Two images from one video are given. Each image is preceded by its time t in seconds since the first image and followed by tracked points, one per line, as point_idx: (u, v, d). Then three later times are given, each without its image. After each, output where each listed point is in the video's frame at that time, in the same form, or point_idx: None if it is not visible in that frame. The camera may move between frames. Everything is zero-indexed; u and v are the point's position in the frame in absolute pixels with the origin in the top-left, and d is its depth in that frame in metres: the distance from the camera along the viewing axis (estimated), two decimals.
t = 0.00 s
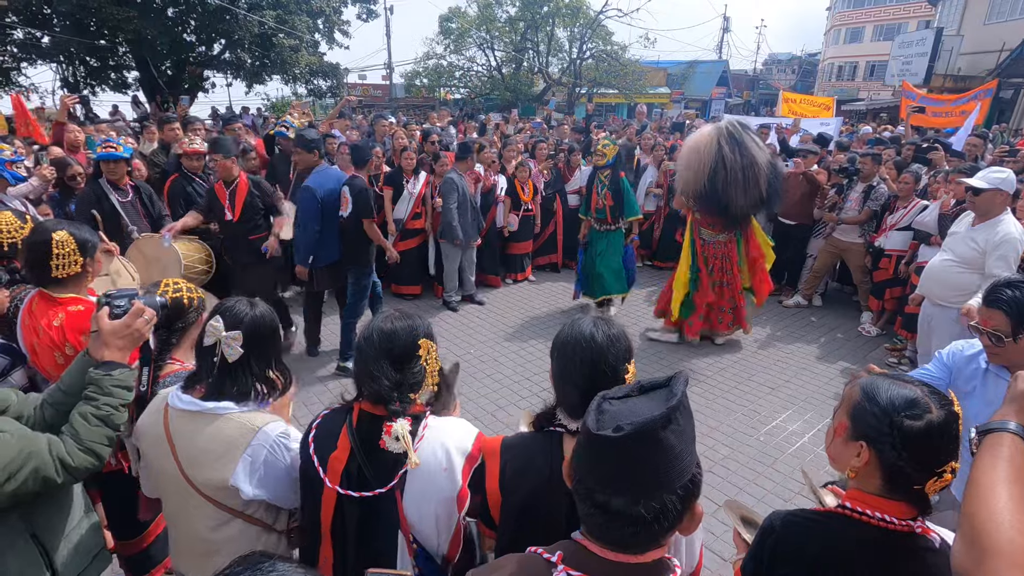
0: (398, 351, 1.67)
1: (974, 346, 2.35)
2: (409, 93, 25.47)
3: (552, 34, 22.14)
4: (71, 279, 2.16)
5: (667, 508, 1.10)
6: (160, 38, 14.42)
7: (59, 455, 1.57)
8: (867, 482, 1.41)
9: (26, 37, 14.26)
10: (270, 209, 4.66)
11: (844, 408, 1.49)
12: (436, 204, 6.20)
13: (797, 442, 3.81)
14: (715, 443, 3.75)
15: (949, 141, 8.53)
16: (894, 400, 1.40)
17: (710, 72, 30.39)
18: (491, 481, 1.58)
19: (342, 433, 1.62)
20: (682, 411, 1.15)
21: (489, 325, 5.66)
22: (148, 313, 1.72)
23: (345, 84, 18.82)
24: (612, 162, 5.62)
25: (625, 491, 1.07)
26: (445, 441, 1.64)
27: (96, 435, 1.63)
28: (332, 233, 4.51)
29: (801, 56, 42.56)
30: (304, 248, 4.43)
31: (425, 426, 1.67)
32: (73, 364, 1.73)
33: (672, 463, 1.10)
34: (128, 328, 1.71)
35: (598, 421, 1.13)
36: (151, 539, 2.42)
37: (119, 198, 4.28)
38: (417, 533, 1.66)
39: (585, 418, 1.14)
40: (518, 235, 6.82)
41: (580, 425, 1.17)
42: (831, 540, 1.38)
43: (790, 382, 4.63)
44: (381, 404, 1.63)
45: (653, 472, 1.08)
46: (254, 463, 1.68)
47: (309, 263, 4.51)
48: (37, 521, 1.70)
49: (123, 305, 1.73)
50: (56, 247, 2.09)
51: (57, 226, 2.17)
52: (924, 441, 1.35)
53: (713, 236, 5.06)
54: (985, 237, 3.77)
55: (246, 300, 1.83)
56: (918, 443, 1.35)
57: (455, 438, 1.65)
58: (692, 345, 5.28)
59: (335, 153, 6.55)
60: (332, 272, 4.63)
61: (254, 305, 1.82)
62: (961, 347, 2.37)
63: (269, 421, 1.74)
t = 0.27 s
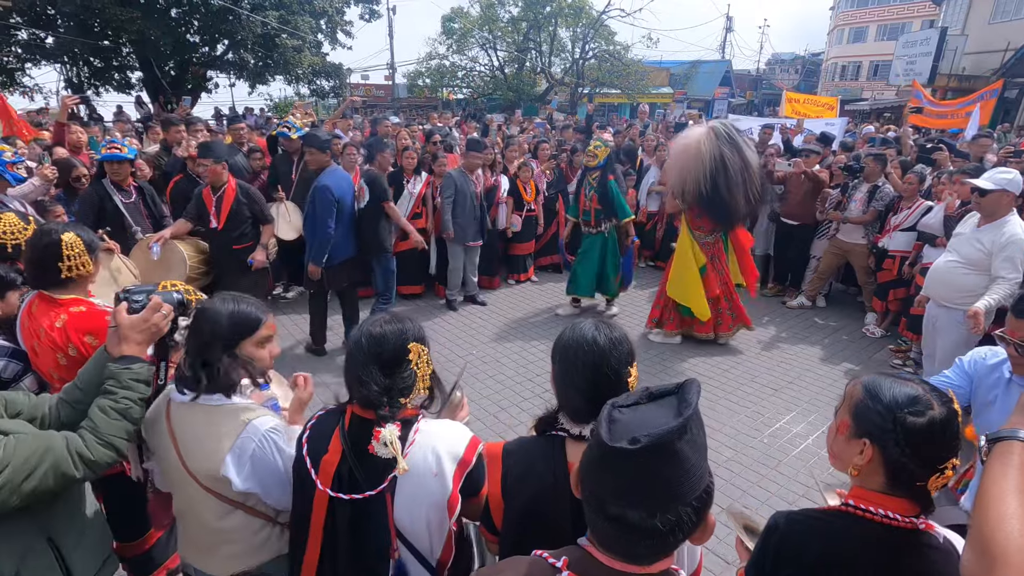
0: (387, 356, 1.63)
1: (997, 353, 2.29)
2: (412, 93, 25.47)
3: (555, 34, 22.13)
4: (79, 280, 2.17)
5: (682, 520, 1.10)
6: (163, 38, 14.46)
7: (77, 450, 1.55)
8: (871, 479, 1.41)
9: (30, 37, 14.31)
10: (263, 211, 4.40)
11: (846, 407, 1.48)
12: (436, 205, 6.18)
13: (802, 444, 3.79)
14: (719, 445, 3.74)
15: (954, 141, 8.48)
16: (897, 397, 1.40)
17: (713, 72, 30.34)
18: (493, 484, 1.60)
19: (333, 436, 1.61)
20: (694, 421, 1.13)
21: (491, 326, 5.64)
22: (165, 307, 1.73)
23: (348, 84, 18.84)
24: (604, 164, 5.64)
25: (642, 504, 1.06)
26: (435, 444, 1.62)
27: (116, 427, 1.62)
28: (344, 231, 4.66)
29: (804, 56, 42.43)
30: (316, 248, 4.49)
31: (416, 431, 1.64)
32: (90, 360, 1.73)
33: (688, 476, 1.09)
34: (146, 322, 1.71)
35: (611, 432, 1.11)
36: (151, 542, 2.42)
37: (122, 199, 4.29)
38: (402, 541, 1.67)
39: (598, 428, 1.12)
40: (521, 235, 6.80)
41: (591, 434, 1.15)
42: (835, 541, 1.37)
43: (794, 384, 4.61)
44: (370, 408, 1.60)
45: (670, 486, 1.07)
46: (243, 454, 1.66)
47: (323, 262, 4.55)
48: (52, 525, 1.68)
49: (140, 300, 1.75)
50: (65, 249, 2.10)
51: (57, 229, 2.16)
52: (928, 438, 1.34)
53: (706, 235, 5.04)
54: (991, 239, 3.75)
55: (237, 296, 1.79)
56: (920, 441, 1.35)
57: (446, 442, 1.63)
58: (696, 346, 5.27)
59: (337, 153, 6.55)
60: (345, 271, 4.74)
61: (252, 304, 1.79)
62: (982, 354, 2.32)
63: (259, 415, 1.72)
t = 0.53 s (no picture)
0: (382, 360, 1.64)
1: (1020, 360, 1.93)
2: (414, 93, 25.47)
3: (557, 33, 22.12)
4: (84, 281, 2.16)
5: (695, 533, 1.09)
6: (166, 39, 14.49)
7: (97, 451, 1.54)
8: (871, 475, 1.42)
9: (33, 38, 14.33)
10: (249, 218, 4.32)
11: (846, 405, 1.50)
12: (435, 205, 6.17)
13: (805, 446, 3.77)
14: (721, 446, 3.73)
15: (958, 140, 8.45)
16: (898, 395, 1.41)
17: (716, 72, 30.26)
18: (496, 488, 1.57)
19: (326, 437, 1.61)
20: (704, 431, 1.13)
21: (493, 326, 5.64)
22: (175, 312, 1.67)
23: (350, 83, 18.84)
24: (597, 161, 5.55)
25: (657, 517, 1.05)
26: (427, 451, 1.60)
27: (132, 429, 1.60)
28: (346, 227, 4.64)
29: (807, 55, 42.32)
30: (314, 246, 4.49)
31: (409, 436, 1.62)
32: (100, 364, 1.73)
33: (703, 488, 1.08)
34: (156, 326, 1.66)
35: (621, 443, 1.10)
36: (155, 542, 2.33)
37: (125, 200, 4.30)
38: (391, 546, 1.62)
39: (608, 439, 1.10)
40: (523, 236, 6.80)
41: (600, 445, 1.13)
42: (837, 539, 1.36)
43: (797, 385, 4.59)
44: (363, 411, 1.60)
45: (685, 498, 1.06)
46: (225, 452, 1.65)
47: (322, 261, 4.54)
48: (70, 526, 1.65)
49: (149, 304, 1.68)
50: (73, 250, 2.10)
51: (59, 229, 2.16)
52: (925, 434, 1.36)
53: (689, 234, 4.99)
54: (996, 239, 3.72)
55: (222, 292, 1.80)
56: (919, 437, 1.36)
57: (437, 449, 1.61)
58: (698, 347, 5.26)
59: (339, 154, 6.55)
60: (346, 269, 4.72)
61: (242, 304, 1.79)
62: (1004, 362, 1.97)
63: (245, 414, 1.70)
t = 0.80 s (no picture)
0: (373, 361, 1.62)
1: None
2: (415, 92, 25.46)
3: (559, 32, 22.09)
4: (85, 282, 2.16)
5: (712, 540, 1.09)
6: (167, 38, 14.50)
7: (100, 454, 1.55)
8: (870, 473, 1.42)
9: (35, 38, 14.32)
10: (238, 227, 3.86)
11: (846, 404, 1.48)
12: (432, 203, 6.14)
13: (807, 446, 3.75)
14: (723, 447, 3.71)
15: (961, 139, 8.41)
16: (897, 394, 1.40)
17: (718, 70, 30.17)
18: (500, 489, 1.56)
19: (319, 440, 1.61)
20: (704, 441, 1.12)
21: (494, 325, 5.62)
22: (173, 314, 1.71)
23: (351, 83, 18.82)
24: (593, 157, 5.54)
25: (678, 538, 1.03)
26: (417, 456, 1.57)
27: (128, 435, 1.61)
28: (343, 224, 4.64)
29: (809, 54, 42.20)
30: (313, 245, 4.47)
31: (399, 440, 1.60)
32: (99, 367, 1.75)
33: (716, 496, 1.09)
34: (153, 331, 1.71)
35: (632, 466, 1.06)
36: (154, 543, 2.30)
37: (126, 199, 4.30)
38: (383, 547, 1.59)
39: (616, 465, 1.06)
40: (523, 235, 6.78)
41: (604, 469, 1.09)
42: (837, 539, 1.35)
43: (799, 385, 4.57)
44: (355, 412, 1.59)
45: (703, 513, 1.05)
46: (204, 468, 1.58)
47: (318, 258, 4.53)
48: (74, 518, 1.64)
49: (148, 308, 1.73)
50: (75, 250, 2.10)
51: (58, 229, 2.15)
52: (926, 433, 1.35)
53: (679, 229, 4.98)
54: (1000, 238, 3.69)
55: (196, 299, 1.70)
56: (918, 436, 1.35)
57: (428, 454, 1.58)
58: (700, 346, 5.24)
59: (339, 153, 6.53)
60: (345, 268, 4.71)
61: (213, 315, 1.68)
62: None
63: (222, 428, 1.61)
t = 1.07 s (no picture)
0: (372, 361, 1.61)
1: None
2: (417, 91, 25.45)
3: (561, 30, 22.08)
4: (88, 282, 2.15)
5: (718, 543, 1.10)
6: (170, 37, 14.51)
7: (96, 455, 1.55)
8: (874, 472, 1.40)
9: (38, 37, 14.34)
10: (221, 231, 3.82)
11: (847, 404, 1.47)
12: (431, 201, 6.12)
13: (811, 446, 3.73)
14: (726, 447, 3.69)
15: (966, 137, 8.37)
16: (899, 395, 1.40)
17: (720, 69, 30.08)
18: (499, 490, 1.54)
19: (319, 439, 1.60)
20: (703, 446, 1.11)
21: (496, 324, 5.61)
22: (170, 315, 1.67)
23: (354, 81, 18.82)
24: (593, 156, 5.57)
25: (691, 549, 1.02)
26: (415, 457, 1.55)
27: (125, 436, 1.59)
28: (342, 222, 4.63)
29: (812, 52, 42.08)
30: (311, 244, 4.45)
31: (397, 441, 1.58)
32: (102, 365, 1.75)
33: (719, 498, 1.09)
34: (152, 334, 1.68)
35: (639, 483, 1.02)
36: (155, 544, 2.28)
37: (126, 198, 4.29)
38: (381, 547, 1.58)
39: (624, 484, 1.02)
40: (523, 234, 6.76)
41: (606, 489, 1.05)
42: (844, 540, 1.32)
43: (803, 385, 4.54)
44: (353, 412, 1.58)
45: (710, 519, 1.05)
46: (181, 493, 1.53)
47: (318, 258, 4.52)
48: (73, 515, 1.63)
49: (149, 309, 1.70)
50: (79, 249, 2.09)
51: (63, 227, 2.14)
52: (928, 433, 1.34)
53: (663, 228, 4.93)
54: (1006, 237, 3.66)
55: (164, 318, 1.61)
56: (921, 436, 1.34)
57: (426, 455, 1.57)
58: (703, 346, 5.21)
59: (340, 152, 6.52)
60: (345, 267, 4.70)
61: (180, 337, 1.58)
62: None
63: (196, 454, 1.53)
